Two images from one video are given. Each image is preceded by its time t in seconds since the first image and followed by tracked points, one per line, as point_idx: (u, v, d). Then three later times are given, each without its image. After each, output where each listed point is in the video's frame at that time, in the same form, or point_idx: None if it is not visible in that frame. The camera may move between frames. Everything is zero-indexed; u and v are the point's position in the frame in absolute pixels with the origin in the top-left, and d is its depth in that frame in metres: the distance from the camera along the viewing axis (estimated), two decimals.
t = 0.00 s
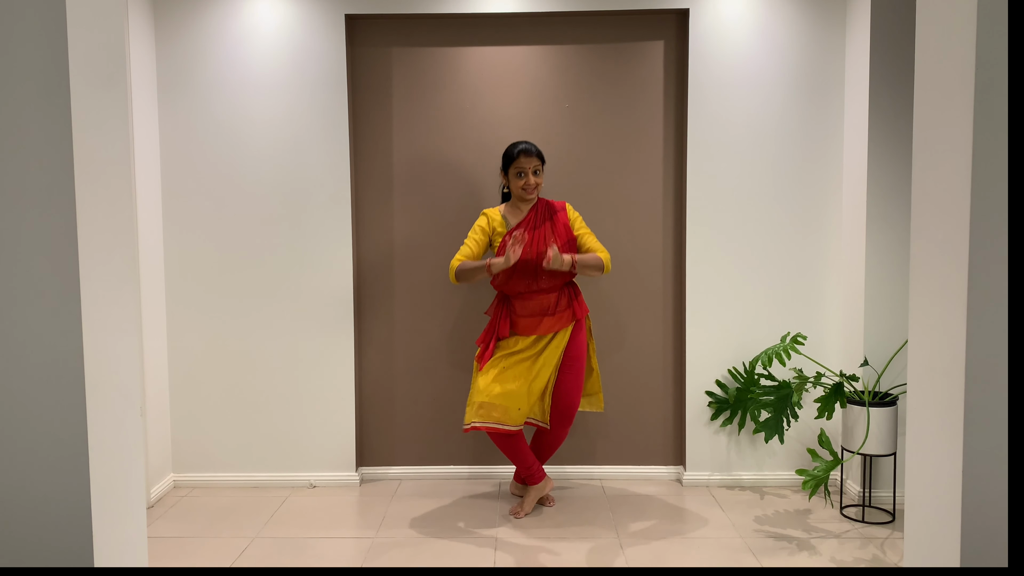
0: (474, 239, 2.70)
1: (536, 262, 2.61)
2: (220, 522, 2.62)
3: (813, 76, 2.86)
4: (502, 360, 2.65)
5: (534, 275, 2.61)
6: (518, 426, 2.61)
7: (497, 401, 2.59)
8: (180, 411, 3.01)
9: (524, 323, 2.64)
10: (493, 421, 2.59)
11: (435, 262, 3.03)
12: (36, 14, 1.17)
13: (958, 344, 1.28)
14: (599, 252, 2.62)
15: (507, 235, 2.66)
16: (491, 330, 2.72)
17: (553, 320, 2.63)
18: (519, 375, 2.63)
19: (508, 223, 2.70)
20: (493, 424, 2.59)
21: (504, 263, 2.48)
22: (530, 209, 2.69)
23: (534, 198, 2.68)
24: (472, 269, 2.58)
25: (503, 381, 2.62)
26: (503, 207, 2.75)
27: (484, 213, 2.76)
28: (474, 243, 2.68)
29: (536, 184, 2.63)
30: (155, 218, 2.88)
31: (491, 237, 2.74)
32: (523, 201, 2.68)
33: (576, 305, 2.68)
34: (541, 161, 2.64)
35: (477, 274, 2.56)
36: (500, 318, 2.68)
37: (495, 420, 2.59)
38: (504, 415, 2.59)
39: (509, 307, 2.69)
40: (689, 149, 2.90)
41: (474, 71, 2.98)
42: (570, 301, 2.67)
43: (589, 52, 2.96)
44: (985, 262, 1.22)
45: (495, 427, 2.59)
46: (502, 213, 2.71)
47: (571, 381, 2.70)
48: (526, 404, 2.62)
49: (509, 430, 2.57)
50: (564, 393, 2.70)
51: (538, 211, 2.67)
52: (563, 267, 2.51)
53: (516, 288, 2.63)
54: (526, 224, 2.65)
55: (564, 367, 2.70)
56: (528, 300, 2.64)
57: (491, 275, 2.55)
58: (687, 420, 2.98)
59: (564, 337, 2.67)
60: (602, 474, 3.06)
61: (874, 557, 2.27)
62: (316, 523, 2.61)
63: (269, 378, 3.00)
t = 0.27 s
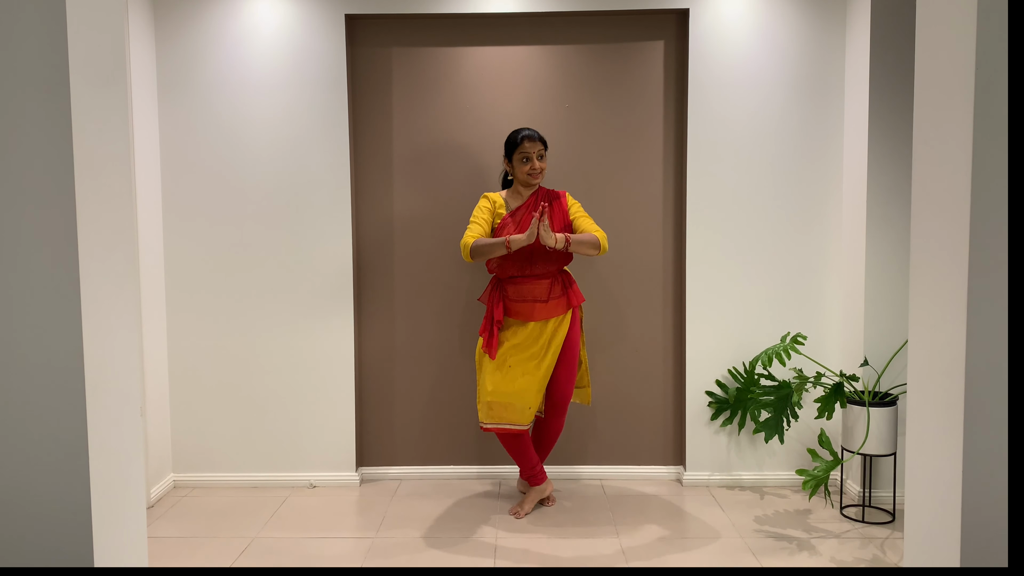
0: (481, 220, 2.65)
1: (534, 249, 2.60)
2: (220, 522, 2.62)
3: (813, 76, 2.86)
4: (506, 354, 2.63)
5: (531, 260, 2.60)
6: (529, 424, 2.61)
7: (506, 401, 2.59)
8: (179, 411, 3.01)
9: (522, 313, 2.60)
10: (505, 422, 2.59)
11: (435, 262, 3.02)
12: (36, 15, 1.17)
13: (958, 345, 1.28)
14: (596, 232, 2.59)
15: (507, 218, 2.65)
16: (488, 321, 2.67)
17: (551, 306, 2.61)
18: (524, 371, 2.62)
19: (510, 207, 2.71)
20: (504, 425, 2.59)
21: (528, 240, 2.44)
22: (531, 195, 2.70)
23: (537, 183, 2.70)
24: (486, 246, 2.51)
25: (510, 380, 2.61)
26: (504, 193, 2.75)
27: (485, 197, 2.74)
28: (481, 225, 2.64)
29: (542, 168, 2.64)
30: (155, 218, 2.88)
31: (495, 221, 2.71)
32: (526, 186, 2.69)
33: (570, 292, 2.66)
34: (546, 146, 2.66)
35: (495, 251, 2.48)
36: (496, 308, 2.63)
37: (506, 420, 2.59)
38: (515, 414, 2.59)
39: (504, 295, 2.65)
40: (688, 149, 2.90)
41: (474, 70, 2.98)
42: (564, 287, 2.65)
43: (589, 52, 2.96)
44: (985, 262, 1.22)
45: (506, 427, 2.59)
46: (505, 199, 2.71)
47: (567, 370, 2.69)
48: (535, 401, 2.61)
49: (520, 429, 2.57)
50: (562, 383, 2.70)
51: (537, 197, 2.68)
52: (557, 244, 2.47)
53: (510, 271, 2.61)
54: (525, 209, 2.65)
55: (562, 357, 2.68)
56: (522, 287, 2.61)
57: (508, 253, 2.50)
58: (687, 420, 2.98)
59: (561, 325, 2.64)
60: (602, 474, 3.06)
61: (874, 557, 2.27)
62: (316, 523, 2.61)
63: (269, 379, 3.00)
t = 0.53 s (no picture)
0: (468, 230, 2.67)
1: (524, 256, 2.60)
2: (220, 522, 2.62)
3: (813, 76, 2.86)
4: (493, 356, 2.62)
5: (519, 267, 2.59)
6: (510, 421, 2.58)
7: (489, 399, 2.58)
8: (179, 411, 3.01)
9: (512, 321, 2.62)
10: (485, 418, 2.58)
11: (435, 262, 3.02)
12: (36, 15, 1.17)
13: (958, 345, 1.28)
14: (572, 238, 2.52)
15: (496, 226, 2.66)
16: (483, 329, 2.72)
17: (540, 312, 2.60)
18: (511, 372, 2.61)
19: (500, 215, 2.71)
20: (484, 421, 2.58)
21: (499, 257, 2.42)
22: (522, 203, 2.69)
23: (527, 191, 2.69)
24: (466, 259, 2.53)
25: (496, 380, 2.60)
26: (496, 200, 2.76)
27: (477, 206, 2.77)
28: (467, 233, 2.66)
29: (530, 177, 2.62)
30: (155, 218, 2.88)
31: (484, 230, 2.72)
32: (517, 194, 2.68)
33: (562, 297, 2.65)
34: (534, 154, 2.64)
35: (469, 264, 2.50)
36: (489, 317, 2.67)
37: (486, 416, 2.58)
38: (496, 411, 2.57)
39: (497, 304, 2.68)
40: (688, 149, 2.90)
41: (474, 70, 2.98)
42: (556, 292, 2.64)
43: (589, 52, 2.96)
44: (985, 261, 1.22)
45: (486, 423, 2.58)
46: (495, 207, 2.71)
47: (562, 374, 2.68)
48: (517, 401, 2.59)
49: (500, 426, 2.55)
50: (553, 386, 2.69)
51: (528, 205, 2.67)
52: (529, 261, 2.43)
53: (500, 279, 2.62)
54: (516, 217, 2.66)
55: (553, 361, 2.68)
56: (512, 292, 2.61)
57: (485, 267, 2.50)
58: (687, 420, 2.98)
59: (553, 330, 2.64)
60: (601, 474, 3.06)
61: (874, 557, 2.26)
62: (316, 522, 2.61)
63: (269, 378, 3.00)
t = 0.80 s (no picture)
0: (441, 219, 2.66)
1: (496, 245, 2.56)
2: (220, 523, 2.62)
3: (814, 76, 2.86)
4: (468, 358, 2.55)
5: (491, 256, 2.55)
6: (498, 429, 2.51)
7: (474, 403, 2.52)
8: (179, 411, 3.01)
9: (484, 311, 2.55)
10: (469, 423, 2.52)
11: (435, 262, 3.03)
12: (38, 15, 1.17)
13: (958, 345, 1.28)
14: (527, 228, 2.46)
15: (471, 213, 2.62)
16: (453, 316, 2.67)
17: (512, 304, 2.54)
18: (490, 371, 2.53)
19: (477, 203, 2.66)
20: (468, 426, 2.52)
21: (447, 248, 2.45)
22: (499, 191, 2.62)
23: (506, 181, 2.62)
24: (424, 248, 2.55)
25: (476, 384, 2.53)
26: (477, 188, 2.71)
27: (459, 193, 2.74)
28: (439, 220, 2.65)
29: (506, 168, 2.56)
30: (155, 218, 2.89)
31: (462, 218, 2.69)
32: (495, 183, 2.62)
33: (536, 289, 2.59)
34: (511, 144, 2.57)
35: (424, 255, 2.51)
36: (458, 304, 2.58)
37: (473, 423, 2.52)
38: (483, 418, 2.51)
39: (467, 291, 2.60)
40: (688, 149, 2.90)
41: (474, 70, 2.98)
42: (529, 285, 2.58)
43: (589, 52, 2.96)
44: (985, 261, 1.22)
45: (473, 428, 2.52)
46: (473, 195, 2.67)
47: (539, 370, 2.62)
48: (500, 404, 2.51)
49: (489, 433, 2.48)
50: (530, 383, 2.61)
51: (503, 195, 2.60)
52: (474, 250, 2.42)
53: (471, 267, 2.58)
54: (492, 206, 2.59)
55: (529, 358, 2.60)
56: (485, 282, 2.56)
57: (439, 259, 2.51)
58: (687, 420, 2.98)
59: (528, 323, 2.56)
60: (601, 474, 3.06)
61: (874, 557, 2.26)
62: (316, 523, 2.61)
63: (269, 378, 3.01)
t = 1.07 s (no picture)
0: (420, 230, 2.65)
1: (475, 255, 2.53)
2: (220, 523, 2.61)
3: (814, 76, 2.86)
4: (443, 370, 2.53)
5: (469, 266, 2.52)
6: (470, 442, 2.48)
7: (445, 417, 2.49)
8: (179, 411, 3.01)
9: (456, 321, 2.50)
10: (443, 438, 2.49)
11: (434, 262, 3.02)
12: (39, 14, 1.17)
13: (958, 345, 1.28)
14: (498, 233, 2.39)
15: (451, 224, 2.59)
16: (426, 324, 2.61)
17: (487, 316, 2.49)
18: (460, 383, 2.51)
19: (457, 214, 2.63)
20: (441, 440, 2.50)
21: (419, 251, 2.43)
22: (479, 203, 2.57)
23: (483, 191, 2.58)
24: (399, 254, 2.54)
25: (448, 397, 2.51)
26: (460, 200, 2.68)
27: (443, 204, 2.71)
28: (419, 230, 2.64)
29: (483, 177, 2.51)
30: (155, 217, 2.89)
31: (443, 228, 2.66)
32: (474, 194, 2.58)
33: (511, 306, 2.53)
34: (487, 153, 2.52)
35: (398, 261, 2.52)
36: (432, 312, 2.54)
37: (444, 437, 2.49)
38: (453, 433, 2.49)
39: (441, 300, 2.55)
40: (688, 149, 2.90)
41: (474, 71, 2.98)
42: (505, 299, 2.53)
43: (589, 52, 2.96)
44: (985, 259, 1.22)
45: (445, 444, 2.49)
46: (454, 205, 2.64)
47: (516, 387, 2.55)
48: (471, 422, 2.49)
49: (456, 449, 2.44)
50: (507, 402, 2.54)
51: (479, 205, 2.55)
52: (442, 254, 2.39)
53: (449, 276, 2.54)
54: (469, 217, 2.56)
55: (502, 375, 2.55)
56: (463, 293, 2.51)
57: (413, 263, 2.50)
58: (687, 420, 2.98)
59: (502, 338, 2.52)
60: (601, 474, 3.06)
61: (874, 557, 2.26)
62: (316, 523, 2.61)
63: (269, 378, 3.00)
